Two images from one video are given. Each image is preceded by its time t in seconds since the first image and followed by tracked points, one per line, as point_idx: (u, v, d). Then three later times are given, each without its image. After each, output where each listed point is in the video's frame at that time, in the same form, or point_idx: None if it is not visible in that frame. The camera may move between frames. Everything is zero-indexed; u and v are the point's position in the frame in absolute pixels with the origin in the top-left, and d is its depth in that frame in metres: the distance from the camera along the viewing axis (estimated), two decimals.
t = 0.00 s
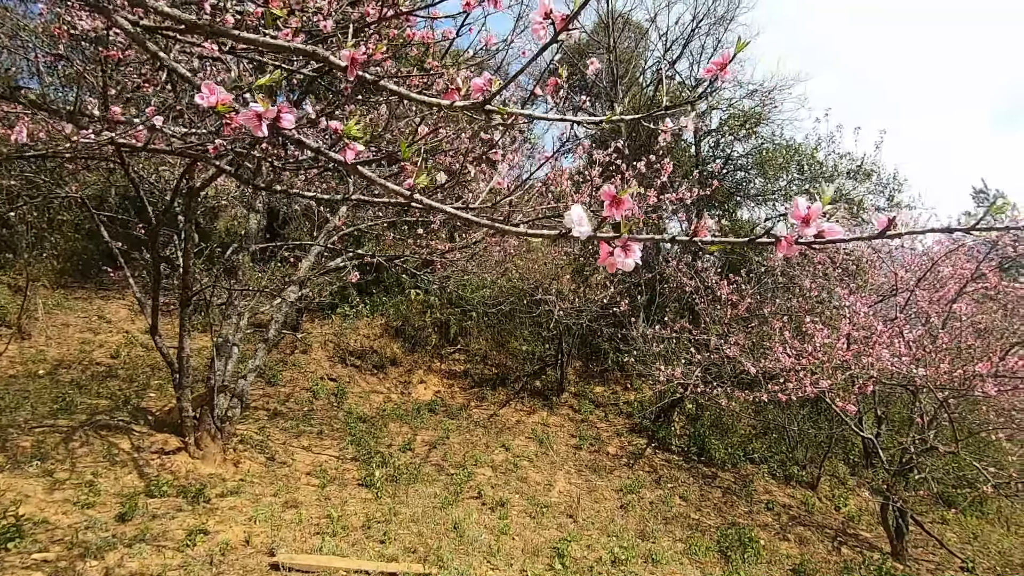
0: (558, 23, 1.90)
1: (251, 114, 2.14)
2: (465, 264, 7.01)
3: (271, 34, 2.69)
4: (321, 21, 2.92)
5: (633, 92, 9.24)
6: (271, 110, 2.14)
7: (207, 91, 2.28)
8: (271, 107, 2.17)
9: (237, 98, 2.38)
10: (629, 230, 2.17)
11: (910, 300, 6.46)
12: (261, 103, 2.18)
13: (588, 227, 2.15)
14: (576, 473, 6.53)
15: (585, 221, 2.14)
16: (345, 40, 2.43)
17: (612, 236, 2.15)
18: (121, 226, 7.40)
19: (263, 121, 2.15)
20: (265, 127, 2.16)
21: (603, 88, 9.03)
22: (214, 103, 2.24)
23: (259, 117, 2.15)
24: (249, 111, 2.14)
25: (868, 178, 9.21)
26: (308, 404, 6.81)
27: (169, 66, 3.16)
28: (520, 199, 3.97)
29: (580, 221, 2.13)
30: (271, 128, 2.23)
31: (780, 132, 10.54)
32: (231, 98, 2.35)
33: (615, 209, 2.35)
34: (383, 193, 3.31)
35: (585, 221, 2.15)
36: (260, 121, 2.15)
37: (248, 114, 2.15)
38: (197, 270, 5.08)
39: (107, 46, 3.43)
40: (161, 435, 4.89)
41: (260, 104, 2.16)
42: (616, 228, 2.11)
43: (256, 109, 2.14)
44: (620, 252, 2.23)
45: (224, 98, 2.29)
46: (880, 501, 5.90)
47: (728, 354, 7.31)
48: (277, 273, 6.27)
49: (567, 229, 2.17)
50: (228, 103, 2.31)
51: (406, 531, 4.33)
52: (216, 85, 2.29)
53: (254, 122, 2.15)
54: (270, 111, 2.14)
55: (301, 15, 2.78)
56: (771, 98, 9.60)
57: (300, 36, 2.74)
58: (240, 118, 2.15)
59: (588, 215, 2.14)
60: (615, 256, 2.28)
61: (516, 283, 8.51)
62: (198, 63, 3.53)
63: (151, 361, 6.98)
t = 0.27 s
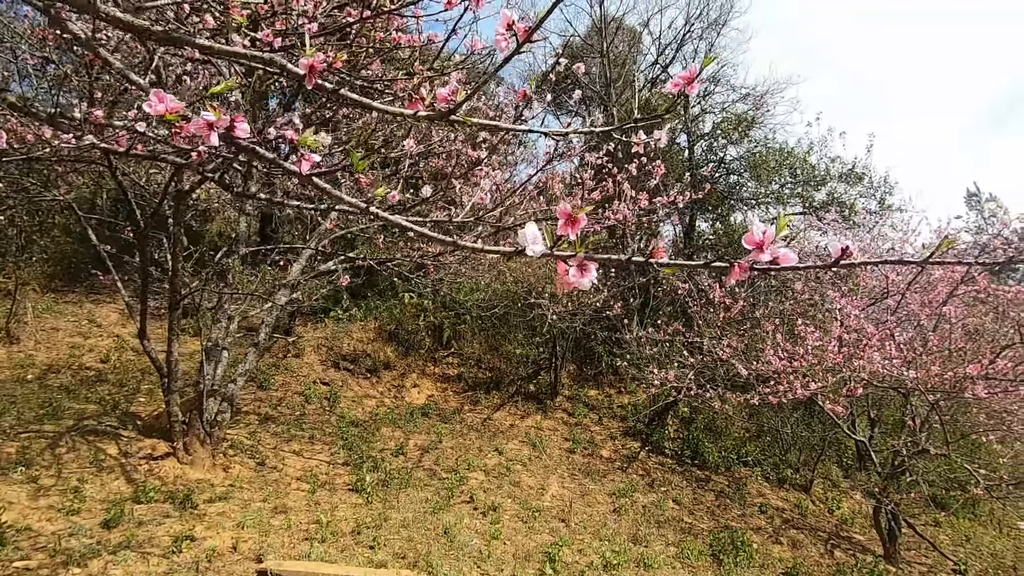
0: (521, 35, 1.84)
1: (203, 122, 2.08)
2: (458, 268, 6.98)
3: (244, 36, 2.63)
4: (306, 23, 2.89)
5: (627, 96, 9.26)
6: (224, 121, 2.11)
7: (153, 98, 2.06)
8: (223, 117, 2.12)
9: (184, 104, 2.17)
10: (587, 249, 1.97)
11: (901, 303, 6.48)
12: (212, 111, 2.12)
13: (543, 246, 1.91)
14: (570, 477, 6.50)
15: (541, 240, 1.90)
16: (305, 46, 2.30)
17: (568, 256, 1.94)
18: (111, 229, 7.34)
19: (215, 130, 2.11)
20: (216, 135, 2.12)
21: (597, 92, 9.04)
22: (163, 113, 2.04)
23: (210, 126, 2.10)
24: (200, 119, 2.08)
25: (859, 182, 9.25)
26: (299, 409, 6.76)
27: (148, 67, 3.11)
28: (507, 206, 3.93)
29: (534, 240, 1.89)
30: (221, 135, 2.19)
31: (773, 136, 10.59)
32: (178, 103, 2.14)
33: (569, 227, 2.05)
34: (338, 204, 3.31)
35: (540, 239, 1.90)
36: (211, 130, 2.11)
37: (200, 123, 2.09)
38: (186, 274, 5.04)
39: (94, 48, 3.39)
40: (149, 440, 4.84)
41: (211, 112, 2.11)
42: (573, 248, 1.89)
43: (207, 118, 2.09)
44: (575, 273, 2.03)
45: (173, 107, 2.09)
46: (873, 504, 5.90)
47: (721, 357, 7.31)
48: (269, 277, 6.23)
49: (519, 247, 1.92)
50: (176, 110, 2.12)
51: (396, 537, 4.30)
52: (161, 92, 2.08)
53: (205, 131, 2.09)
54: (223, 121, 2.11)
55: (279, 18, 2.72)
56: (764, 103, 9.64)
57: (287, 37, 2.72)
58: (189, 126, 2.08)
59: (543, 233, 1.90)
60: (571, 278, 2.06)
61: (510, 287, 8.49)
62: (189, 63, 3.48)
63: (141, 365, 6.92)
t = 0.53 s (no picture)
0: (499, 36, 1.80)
1: (177, 123, 2.10)
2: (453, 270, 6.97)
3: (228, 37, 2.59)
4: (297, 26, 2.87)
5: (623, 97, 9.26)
6: (198, 122, 2.10)
7: (127, 99, 2.18)
8: (198, 118, 2.13)
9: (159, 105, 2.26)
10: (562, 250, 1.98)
11: (894, 304, 6.50)
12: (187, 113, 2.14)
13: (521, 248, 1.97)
14: (565, 478, 6.50)
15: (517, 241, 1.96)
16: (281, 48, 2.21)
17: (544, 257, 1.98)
18: (105, 231, 7.30)
19: (190, 132, 2.13)
20: (191, 137, 2.14)
21: (593, 93, 9.05)
22: (136, 113, 2.15)
23: (184, 128, 2.11)
24: (174, 121, 2.10)
25: (853, 183, 9.29)
26: (294, 411, 6.74)
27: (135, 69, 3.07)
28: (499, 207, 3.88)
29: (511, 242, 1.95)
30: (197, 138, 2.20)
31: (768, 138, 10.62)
32: (153, 105, 2.25)
33: (546, 229, 2.12)
34: (317, 205, 3.25)
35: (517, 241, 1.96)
36: (186, 132, 2.12)
37: (175, 124, 2.11)
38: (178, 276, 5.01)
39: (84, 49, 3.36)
40: (141, 444, 4.81)
41: (186, 115, 2.12)
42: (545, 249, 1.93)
43: (181, 120, 2.10)
44: (553, 274, 2.04)
45: (148, 107, 2.21)
46: (867, 505, 5.91)
47: (716, 358, 7.32)
48: (263, 279, 6.20)
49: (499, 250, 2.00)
50: (151, 110, 2.24)
51: (390, 539, 4.30)
52: (138, 94, 2.20)
53: (179, 133, 2.11)
54: (197, 123, 2.10)
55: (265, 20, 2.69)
56: (758, 105, 9.67)
57: (277, 38, 2.71)
58: (164, 129, 2.11)
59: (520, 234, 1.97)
60: (550, 278, 2.09)
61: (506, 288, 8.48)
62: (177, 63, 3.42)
63: (134, 368, 6.88)
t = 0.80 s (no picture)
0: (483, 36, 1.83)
1: (161, 122, 2.04)
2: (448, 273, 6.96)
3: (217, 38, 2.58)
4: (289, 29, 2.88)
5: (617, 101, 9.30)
6: (184, 120, 2.04)
7: (111, 98, 1.98)
8: (182, 116, 2.07)
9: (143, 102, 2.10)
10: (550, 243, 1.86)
11: (887, 307, 6.54)
12: (171, 110, 2.08)
13: (507, 241, 1.86)
14: (560, 482, 6.49)
15: (504, 234, 1.85)
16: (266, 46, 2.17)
17: (530, 249, 1.85)
18: (97, 235, 7.27)
19: (175, 130, 2.07)
20: (176, 135, 2.08)
21: (587, 97, 9.09)
22: (120, 113, 1.96)
23: (169, 126, 2.05)
24: (158, 119, 2.04)
25: (846, 187, 9.35)
26: (288, 415, 6.71)
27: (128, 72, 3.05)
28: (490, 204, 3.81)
29: (497, 234, 1.84)
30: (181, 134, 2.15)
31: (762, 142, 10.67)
32: (138, 102, 2.06)
33: (533, 222, 2.01)
34: (301, 202, 3.19)
35: (503, 233, 1.85)
36: (171, 130, 2.06)
37: (158, 122, 2.05)
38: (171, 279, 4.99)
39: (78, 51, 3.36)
40: (133, 448, 4.78)
41: (170, 112, 2.06)
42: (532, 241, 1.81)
43: (166, 117, 2.03)
44: (539, 267, 1.95)
45: (133, 106, 2.02)
46: (860, 507, 5.92)
47: (710, 362, 7.34)
48: (257, 282, 6.19)
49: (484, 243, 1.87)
50: (137, 109, 2.04)
51: (383, 544, 4.29)
52: (122, 91, 2.00)
53: (164, 130, 2.05)
54: (182, 121, 2.04)
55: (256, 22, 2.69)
56: (752, 109, 9.73)
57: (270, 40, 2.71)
58: (148, 127, 2.04)
59: (506, 226, 1.85)
60: (537, 272, 1.98)
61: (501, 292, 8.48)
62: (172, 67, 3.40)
63: (127, 372, 6.83)
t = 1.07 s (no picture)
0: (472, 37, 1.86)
1: (143, 122, 1.95)
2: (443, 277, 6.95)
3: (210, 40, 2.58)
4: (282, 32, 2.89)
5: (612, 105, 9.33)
6: (166, 120, 1.95)
7: (91, 98, 1.97)
8: (165, 116, 1.98)
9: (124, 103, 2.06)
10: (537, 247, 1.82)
11: (881, 310, 6.56)
12: (153, 111, 1.99)
13: (494, 244, 1.80)
14: (555, 486, 6.47)
15: (490, 237, 1.78)
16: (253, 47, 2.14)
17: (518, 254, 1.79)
18: (91, 238, 7.23)
19: (157, 130, 1.97)
20: (158, 136, 1.98)
21: (583, 101, 9.11)
22: (101, 113, 1.95)
23: (151, 126, 1.95)
24: (139, 119, 1.94)
25: (841, 191, 9.40)
26: (283, 419, 6.67)
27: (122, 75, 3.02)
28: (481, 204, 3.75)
29: (483, 238, 1.77)
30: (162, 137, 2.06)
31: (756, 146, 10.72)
32: (119, 103, 2.05)
33: (520, 225, 1.91)
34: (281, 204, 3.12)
35: (489, 237, 1.78)
36: (152, 130, 1.96)
37: (140, 123, 1.95)
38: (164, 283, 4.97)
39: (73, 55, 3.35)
40: (125, 453, 4.74)
41: (151, 112, 1.98)
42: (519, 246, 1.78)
43: (147, 118, 1.94)
44: (527, 272, 1.88)
45: (114, 107, 2.00)
46: (855, 511, 5.93)
47: (705, 365, 7.35)
48: (251, 285, 6.17)
49: (470, 246, 1.81)
50: (117, 110, 2.03)
51: (377, 549, 4.27)
52: (102, 92, 1.99)
53: (145, 131, 1.95)
54: (165, 121, 1.95)
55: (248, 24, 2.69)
56: (746, 113, 9.78)
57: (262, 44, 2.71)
58: (128, 127, 1.94)
59: (492, 230, 1.79)
60: (524, 276, 1.90)
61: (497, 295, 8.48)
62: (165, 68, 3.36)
63: (120, 376, 6.78)
